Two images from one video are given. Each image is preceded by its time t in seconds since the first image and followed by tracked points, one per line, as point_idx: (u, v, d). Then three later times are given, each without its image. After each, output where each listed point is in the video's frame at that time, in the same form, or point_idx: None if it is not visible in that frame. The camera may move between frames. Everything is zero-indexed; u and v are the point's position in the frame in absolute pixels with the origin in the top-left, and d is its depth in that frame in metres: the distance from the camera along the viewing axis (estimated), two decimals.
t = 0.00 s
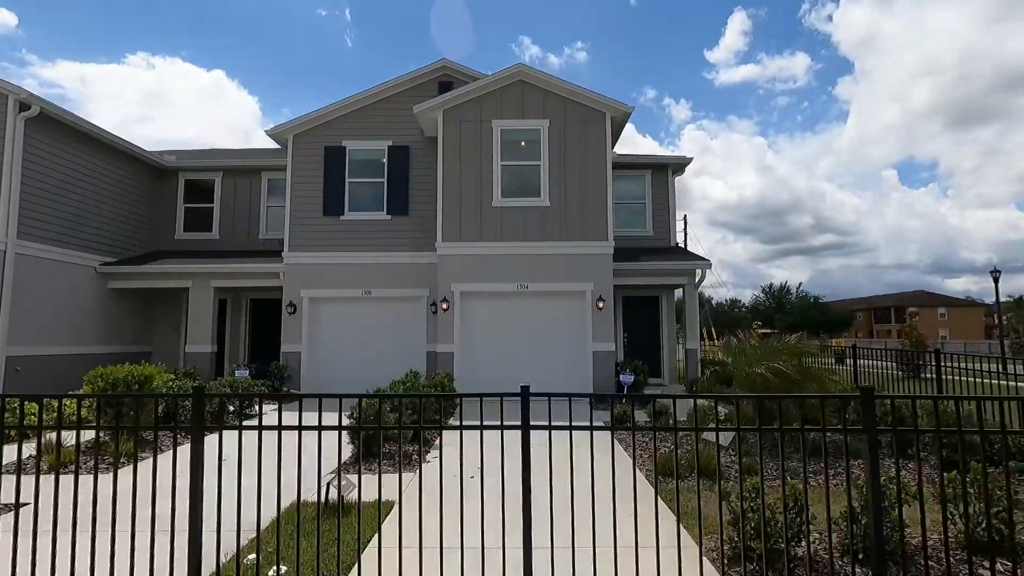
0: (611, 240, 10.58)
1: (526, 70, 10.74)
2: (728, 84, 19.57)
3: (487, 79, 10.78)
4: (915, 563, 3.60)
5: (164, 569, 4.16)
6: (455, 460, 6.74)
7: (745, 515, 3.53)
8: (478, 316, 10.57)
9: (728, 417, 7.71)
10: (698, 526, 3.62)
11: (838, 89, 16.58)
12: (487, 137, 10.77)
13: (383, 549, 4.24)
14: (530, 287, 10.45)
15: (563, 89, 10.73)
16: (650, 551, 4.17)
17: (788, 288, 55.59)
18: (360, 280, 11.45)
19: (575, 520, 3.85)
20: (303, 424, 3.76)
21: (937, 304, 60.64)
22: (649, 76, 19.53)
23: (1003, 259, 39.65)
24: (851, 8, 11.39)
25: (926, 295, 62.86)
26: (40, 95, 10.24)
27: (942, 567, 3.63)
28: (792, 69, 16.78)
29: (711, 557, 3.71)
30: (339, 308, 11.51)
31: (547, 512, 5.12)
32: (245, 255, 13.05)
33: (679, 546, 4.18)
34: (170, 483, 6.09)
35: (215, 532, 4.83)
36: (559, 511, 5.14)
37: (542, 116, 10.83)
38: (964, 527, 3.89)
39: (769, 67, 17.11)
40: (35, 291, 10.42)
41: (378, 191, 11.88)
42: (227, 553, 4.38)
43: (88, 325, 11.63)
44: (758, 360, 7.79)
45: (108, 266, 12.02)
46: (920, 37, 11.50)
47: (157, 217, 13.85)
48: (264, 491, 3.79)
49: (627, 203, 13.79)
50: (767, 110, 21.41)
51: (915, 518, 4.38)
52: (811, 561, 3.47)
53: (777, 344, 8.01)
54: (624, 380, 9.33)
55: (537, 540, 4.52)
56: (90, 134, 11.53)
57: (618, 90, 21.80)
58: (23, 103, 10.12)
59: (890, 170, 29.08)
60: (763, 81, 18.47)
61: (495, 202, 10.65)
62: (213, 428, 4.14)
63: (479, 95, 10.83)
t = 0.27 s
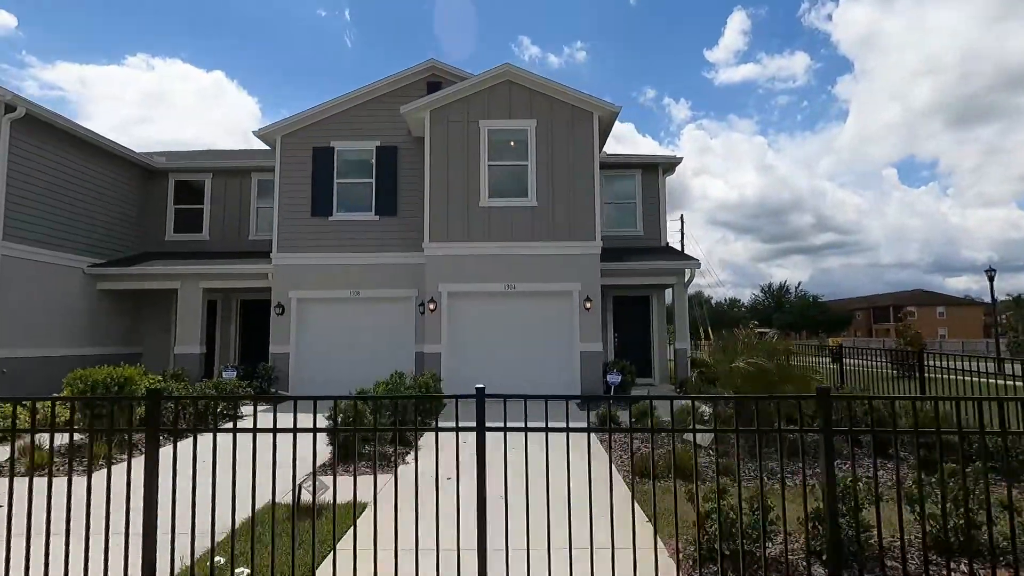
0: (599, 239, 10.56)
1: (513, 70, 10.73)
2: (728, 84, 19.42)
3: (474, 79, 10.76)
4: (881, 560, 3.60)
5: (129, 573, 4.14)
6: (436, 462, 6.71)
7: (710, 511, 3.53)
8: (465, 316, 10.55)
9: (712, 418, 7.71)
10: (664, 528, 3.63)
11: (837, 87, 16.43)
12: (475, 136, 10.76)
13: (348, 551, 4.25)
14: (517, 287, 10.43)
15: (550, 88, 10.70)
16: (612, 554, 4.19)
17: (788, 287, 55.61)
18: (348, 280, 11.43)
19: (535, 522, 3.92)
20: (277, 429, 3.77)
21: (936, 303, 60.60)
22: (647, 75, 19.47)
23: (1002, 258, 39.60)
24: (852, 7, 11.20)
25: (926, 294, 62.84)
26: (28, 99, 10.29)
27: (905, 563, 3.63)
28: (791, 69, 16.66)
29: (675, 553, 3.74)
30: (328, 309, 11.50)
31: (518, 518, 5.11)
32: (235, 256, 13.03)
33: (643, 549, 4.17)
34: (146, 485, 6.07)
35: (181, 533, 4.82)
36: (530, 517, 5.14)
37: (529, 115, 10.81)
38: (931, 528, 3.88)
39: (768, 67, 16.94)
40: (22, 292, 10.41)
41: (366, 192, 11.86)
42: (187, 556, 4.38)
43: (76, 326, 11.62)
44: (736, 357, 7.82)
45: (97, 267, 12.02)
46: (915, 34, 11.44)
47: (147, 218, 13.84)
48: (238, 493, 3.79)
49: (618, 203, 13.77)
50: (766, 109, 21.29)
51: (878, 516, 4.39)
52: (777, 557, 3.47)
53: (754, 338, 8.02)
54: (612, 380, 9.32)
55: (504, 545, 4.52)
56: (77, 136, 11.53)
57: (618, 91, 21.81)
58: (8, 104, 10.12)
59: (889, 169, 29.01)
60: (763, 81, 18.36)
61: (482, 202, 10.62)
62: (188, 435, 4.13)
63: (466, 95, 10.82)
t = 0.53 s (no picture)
0: (587, 239, 10.52)
1: (500, 70, 10.70)
2: (728, 84, 19.24)
3: (460, 79, 10.73)
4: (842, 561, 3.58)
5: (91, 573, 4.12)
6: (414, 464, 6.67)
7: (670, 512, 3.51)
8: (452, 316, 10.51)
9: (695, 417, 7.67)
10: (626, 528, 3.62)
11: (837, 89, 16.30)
12: (462, 136, 10.72)
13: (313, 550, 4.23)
14: (504, 287, 10.39)
15: (539, 88, 10.67)
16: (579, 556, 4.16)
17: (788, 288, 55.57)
18: (336, 280, 11.40)
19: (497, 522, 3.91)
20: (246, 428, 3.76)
21: (937, 303, 60.45)
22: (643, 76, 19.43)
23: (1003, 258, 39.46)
24: (852, 7, 11.05)
25: (927, 294, 62.68)
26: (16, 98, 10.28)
27: (867, 564, 3.61)
28: (792, 69, 16.37)
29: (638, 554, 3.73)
30: (315, 309, 11.46)
31: (490, 518, 5.08)
32: (224, 257, 13.01)
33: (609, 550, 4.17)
34: (120, 486, 6.05)
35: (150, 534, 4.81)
36: (501, 517, 5.11)
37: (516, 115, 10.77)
38: (895, 529, 3.86)
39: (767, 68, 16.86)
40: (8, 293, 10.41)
41: (354, 192, 11.84)
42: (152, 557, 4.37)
43: (64, 326, 11.61)
44: (716, 360, 7.64)
45: (85, 268, 12.02)
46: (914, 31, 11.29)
47: (137, 219, 13.84)
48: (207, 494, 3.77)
49: (608, 203, 13.73)
50: (763, 109, 21.24)
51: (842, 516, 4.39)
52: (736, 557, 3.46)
53: (736, 340, 7.78)
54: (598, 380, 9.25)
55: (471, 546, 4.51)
56: (64, 136, 11.54)
57: (618, 91, 21.80)
58: None
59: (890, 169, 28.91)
60: (764, 81, 18.07)
61: (469, 202, 10.59)
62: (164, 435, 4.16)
63: (453, 94, 10.79)
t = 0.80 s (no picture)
0: (575, 242, 10.45)
1: (488, 73, 10.66)
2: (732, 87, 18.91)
3: (448, 82, 10.70)
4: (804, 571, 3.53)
5: None
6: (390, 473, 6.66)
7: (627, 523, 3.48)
8: (440, 319, 10.44)
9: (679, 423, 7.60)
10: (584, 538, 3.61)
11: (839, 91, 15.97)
12: (450, 139, 10.68)
13: (277, 558, 4.22)
14: (492, 291, 10.31)
15: (526, 90, 10.63)
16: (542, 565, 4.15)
17: (791, 289, 55.32)
18: (325, 284, 11.35)
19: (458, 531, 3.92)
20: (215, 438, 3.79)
21: (942, 305, 60.04)
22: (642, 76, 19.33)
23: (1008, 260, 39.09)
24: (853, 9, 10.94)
25: (931, 295, 62.31)
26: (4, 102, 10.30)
27: None
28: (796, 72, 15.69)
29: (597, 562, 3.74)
30: (304, 313, 11.43)
31: (460, 528, 5.06)
32: (215, 260, 12.99)
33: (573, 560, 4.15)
34: (94, 492, 6.04)
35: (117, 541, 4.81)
36: (472, 527, 5.10)
37: (504, 118, 10.72)
38: (863, 542, 3.78)
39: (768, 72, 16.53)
40: None
41: (344, 196, 11.80)
42: (114, 563, 4.36)
43: (54, 331, 11.62)
44: (695, 366, 6.70)
45: (75, 272, 12.03)
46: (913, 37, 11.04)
47: (130, 223, 13.86)
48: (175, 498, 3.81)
49: (601, 206, 13.66)
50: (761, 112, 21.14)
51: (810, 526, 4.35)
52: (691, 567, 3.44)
53: (718, 345, 6.86)
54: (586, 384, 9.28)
55: (436, 557, 4.48)
56: (53, 141, 11.60)
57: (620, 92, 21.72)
58: None
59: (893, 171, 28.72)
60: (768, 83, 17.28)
61: (457, 206, 10.53)
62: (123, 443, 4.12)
63: (441, 97, 10.75)
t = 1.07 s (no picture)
0: (559, 244, 10.48)
1: (472, 75, 10.70)
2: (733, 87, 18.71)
3: (433, 84, 10.74)
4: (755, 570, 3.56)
5: None
6: (364, 476, 6.68)
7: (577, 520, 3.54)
8: (425, 320, 10.47)
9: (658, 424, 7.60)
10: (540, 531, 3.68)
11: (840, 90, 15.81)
12: (434, 141, 10.71)
13: (235, 561, 4.24)
14: (476, 292, 10.34)
15: (510, 92, 10.66)
16: (500, 567, 4.21)
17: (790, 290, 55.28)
18: (311, 286, 11.37)
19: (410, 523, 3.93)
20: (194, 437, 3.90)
21: (941, 305, 59.99)
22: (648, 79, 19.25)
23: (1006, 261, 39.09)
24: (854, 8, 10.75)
25: (930, 296, 62.30)
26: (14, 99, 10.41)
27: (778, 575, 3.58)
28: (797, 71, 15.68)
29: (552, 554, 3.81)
30: (290, 314, 11.45)
31: (427, 529, 5.10)
32: (203, 262, 13.02)
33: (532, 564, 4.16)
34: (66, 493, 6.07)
35: (82, 542, 4.83)
36: (438, 529, 5.13)
37: (488, 120, 10.75)
38: (813, 542, 3.81)
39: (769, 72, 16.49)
40: None
41: (330, 198, 11.82)
42: (75, 562, 4.39)
43: (42, 333, 11.65)
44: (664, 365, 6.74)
45: (63, 274, 12.06)
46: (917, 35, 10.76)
47: (119, 224, 13.89)
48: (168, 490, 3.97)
49: (588, 208, 13.68)
50: (758, 113, 21.12)
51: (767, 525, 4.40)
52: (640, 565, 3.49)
53: (690, 343, 6.91)
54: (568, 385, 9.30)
55: (398, 558, 4.51)
56: (40, 143, 11.66)
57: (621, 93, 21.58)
58: None
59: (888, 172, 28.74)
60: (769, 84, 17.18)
61: (441, 207, 10.56)
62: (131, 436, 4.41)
63: (426, 100, 10.79)
